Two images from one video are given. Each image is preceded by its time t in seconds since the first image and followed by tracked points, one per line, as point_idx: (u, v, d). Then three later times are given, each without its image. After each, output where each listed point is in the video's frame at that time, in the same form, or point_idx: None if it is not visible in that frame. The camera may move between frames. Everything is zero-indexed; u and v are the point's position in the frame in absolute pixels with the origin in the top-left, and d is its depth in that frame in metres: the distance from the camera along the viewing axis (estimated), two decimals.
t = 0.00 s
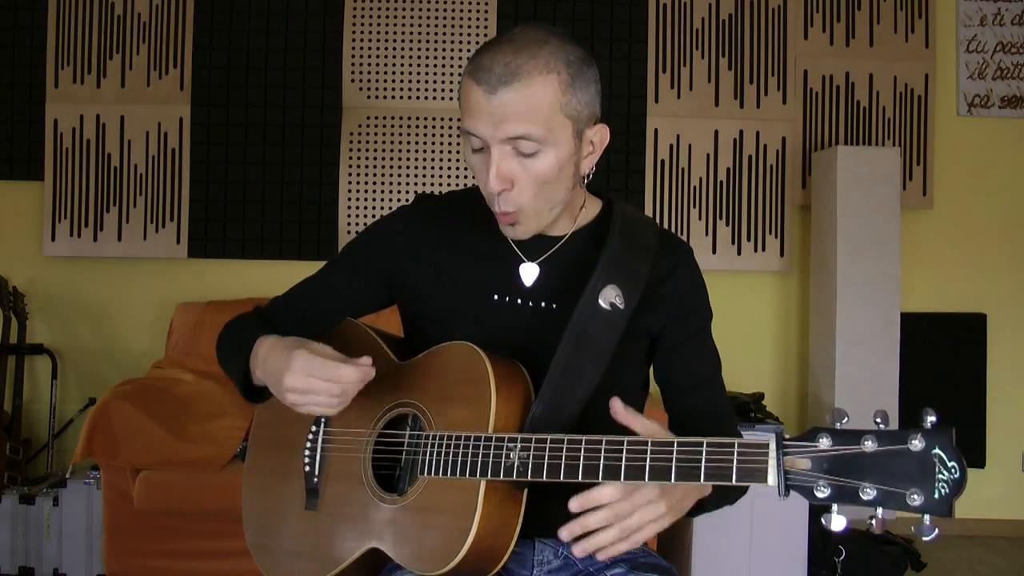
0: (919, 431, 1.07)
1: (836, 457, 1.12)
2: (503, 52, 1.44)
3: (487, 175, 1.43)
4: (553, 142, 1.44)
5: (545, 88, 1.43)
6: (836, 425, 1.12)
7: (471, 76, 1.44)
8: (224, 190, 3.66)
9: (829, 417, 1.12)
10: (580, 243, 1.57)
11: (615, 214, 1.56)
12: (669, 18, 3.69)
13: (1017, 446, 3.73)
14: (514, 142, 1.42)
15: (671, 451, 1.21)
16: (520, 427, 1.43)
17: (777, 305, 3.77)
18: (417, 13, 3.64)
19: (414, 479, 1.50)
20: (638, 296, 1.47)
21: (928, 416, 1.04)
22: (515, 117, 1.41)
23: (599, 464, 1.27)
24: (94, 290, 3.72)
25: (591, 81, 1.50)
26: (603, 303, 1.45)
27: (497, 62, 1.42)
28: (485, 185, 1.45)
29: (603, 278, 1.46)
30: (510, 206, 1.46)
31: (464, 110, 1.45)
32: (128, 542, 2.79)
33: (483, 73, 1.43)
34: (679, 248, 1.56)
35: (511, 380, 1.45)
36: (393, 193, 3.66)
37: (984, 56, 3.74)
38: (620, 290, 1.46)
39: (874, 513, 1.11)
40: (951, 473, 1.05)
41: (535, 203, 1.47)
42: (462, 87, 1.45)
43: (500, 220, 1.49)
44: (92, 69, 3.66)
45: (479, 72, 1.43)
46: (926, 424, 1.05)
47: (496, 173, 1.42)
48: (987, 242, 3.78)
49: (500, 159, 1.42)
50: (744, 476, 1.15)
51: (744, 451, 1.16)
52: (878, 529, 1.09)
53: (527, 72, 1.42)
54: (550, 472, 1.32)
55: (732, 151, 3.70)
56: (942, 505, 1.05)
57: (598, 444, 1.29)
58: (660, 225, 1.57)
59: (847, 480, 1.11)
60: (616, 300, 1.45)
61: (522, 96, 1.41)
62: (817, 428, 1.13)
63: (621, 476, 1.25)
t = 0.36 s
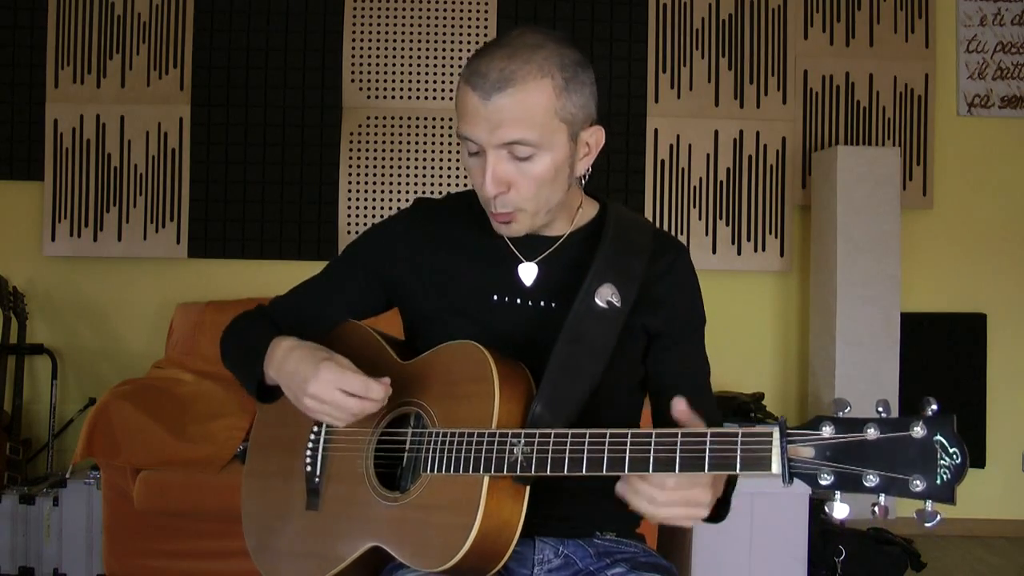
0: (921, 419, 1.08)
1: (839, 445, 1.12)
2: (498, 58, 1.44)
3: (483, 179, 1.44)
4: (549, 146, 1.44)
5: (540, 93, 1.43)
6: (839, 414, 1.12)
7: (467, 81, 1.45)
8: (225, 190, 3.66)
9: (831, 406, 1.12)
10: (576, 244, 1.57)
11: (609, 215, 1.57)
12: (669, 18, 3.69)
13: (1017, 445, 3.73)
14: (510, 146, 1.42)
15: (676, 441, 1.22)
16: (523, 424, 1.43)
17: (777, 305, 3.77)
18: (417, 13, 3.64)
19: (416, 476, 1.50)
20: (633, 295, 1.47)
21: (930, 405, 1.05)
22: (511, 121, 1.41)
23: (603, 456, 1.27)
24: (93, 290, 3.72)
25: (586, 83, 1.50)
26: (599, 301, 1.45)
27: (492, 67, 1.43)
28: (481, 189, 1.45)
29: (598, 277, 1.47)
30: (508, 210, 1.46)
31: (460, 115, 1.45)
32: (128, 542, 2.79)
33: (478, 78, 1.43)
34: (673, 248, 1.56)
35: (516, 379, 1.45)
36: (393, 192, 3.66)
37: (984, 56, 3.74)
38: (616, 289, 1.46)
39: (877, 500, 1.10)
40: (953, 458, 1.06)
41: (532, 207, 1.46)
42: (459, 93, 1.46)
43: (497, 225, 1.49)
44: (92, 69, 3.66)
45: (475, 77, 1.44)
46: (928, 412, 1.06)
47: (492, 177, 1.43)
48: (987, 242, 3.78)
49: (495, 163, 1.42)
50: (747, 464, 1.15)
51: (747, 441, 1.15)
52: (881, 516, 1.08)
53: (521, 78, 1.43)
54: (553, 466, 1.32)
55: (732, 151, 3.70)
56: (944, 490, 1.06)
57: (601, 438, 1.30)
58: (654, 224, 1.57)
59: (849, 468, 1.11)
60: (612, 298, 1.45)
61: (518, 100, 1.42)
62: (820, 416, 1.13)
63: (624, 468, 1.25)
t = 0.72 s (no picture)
0: (916, 432, 1.07)
1: (833, 457, 1.12)
2: (489, 47, 1.45)
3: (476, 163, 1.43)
4: (541, 130, 1.44)
5: (529, 78, 1.44)
6: (833, 426, 1.11)
7: (457, 70, 1.46)
8: (225, 190, 3.66)
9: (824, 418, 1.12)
10: (574, 244, 1.56)
11: (610, 213, 1.57)
12: (669, 18, 3.69)
13: (1017, 445, 3.73)
14: (501, 129, 1.42)
15: (668, 447, 1.22)
16: (518, 424, 1.44)
17: (777, 305, 3.77)
18: (417, 13, 3.64)
19: (413, 478, 1.49)
20: (635, 294, 1.47)
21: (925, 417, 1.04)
22: (502, 102, 1.42)
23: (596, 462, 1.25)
24: (94, 290, 3.72)
25: (578, 75, 1.49)
26: (599, 301, 1.45)
27: (481, 56, 1.44)
28: (475, 174, 1.44)
29: (598, 276, 1.47)
30: (504, 195, 1.45)
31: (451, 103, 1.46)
32: (128, 542, 2.80)
33: (468, 65, 1.45)
34: (676, 247, 1.55)
35: (509, 387, 1.44)
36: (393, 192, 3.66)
37: (984, 56, 3.74)
38: (617, 287, 1.46)
39: (870, 513, 1.11)
40: (947, 473, 1.05)
41: (528, 191, 1.45)
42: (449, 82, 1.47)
43: (494, 213, 1.47)
44: (92, 69, 3.66)
45: (465, 65, 1.45)
46: (923, 425, 1.06)
47: (486, 159, 1.42)
48: (988, 243, 3.77)
49: (487, 145, 1.42)
50: (741, 476, 1.15)
51: (740, 450, 1.16)
52: (873, 529, 1.08)
53: (511, 64, 1.43)
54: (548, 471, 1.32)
55: (732, 151, 3.70)
56: (937, 506, 1.05)
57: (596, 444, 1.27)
58: (656, 221, 1.57)
59: (842, 480, 1.11)
60: (613, 297, 1.45)
61: (509, 83, 1.42)
62: (813, 428, 1.13)
63: (617, 475, 1.24)
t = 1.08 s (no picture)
0: (922, 429, 1.08)
1: (841, 457, 1.12)
2: (525, 12, 1.56)
3: (508, 111, 1.50)
4: (569, 95, 1.54)
5: (562, 45, 1.55)
6: (839, 425, 1.12)
7: (492, 31, 1.56)
8: (225, 190, 3.66)
9: (830, 417, 1.12)
10: (567, 240, 1.59)
11: (603, 211, 1.58)
12: (669, 18, 3.69)
13: (1017, 445, 3.73)
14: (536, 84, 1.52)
15: (674, 448, 1.22)
16: (516, 427, 1.44)
17: (776, 305, 3.77)
18: (417, 13, 3.64)
19: (411, 484, 1.49)
20: (630, 290, 1.47)
21: (931, 414, 1.04)
22: (539, 58, 1.52)
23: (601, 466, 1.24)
24: (94, 289, 3.72)
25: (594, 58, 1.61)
26: (595, 298, 1.45)
27: (520, 18, 1.54)
28: (504, 123, 1.50)
29: (595, 273, 1.47)
30: (527, 151, 1.51)
31: (484, 59, 1.54)
32: (128, 542, 2.80)
33: (505, 27, 1.55)
34: (669, 244, 1.56)
35: (506, 390, 1.44)
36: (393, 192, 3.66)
37: (984, 56, 3.74)
38: (613, 284, 1.46)
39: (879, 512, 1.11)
40: (955, 470, 1.06)
41: (549, 153, 1.51)
42: (481, 43, 1.56)
43: (509, 172, 1.51)
44: (92, 69, 3.66)
45: (502, 27, 1.55)
46: (928, 422, 1.06)
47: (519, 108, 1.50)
48: (987, 242, 3.78)
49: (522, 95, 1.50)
50: (749, 476, 1.16)
51: (747, 452, 1.16)
52: (884, 527, 1.08)
53: (546, 27, 1.54)
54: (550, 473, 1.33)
55: (732, 151, 3.70)
56: (945, 502, 1.06)
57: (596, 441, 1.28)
58: (650, 220, 1.58)
59: (851, 479, 1.11)
60: (609, 293, 1.45)
61: (545, 43, 1.53)
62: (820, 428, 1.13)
63: (623, 478, 1.24)
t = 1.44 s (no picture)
0: (914, 417, 1.07)
1: (833, 445, 1.11)
2: (542, 33, 1.46)
3: (540, 153, 1.43)
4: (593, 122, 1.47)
5: (583, 70, 1.46)
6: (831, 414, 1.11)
7: (510, 59, 1.45)
8: (225, 190, 3.66)
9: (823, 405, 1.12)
10: (570, 245, 1.58)
11: (606, 214, 1.57)
12: (669, 18, 3.69)
13: (1017, 445, 3.72)
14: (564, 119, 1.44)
15: (668, 441, 1.22)
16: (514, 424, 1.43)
17: (776, 305, 3.77)
18: (417, 13, 3.64)
19: (409, 479, 1.49)
20: (633, 293, 1.47)
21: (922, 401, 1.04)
22: (566, 93, 1.43)
23: (597, 458, 1.28)
24: (94, 289, 3.72)
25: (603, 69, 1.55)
26: (598, 299, 1.44)
27: (540, 44, 1.45)
28: (536, 165, 1.44)
29: (597, 274, 1.46)
30: (558, 188, 1.46)
31: (506, 93, 1.45)
32: (128, 542, 2.80)
33: (525, 55, 1.45)
34: (671, 247, 1.55)
35: (505, 388, 1.44)
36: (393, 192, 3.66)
37: (984, 56, 3.74)
38: (615, 285, 1.46)
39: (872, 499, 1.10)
40: (946, 456, 1.05)
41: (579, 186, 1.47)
42: (499, 70, 1.46)
43: (539, 207, 1.47)
44: (92, 69, 3.66)
45: (520, 54, 1.45)
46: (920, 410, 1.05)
47: (550, 150, 1.43)
48: (987, 242, 3.77)
49: (553, 136, 1.43)
50: (741, 466, 1.15)
51: (740, 441, 1.16)
52: (875, 515, 1.07)
53: (569, 54, 1.45)
54: (547, 467, 1.32)
55: (732, 151, 3.69)
56: (937, 488, 1.05)
57: (594, 438, 1.30)
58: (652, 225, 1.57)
59: (843, 466, 1.11)
60: (611, 295, 1.45)
61: (570, 73, 1.44)
62: (813, 416, 1.13)
63: (619, 470, 1.26)
